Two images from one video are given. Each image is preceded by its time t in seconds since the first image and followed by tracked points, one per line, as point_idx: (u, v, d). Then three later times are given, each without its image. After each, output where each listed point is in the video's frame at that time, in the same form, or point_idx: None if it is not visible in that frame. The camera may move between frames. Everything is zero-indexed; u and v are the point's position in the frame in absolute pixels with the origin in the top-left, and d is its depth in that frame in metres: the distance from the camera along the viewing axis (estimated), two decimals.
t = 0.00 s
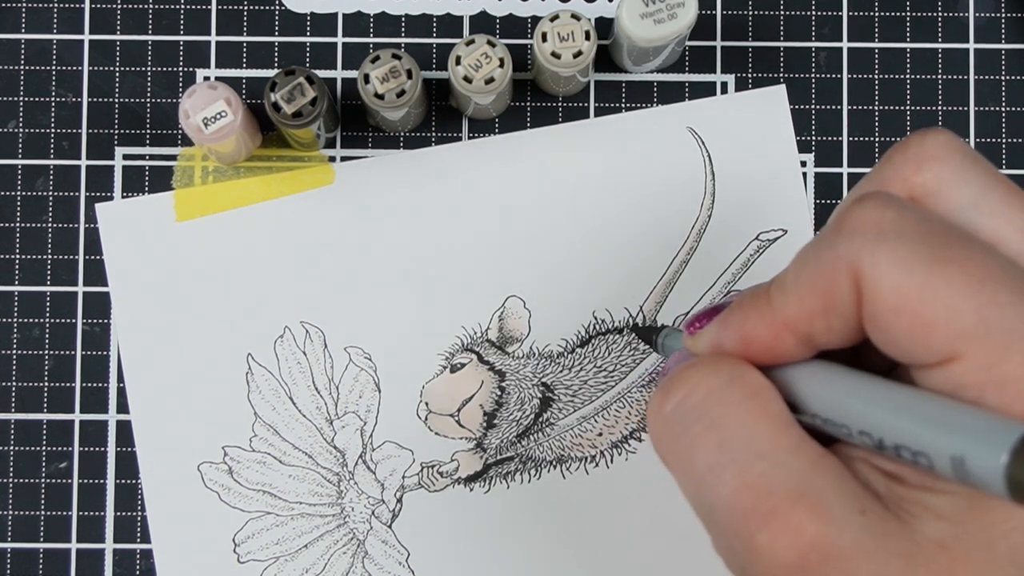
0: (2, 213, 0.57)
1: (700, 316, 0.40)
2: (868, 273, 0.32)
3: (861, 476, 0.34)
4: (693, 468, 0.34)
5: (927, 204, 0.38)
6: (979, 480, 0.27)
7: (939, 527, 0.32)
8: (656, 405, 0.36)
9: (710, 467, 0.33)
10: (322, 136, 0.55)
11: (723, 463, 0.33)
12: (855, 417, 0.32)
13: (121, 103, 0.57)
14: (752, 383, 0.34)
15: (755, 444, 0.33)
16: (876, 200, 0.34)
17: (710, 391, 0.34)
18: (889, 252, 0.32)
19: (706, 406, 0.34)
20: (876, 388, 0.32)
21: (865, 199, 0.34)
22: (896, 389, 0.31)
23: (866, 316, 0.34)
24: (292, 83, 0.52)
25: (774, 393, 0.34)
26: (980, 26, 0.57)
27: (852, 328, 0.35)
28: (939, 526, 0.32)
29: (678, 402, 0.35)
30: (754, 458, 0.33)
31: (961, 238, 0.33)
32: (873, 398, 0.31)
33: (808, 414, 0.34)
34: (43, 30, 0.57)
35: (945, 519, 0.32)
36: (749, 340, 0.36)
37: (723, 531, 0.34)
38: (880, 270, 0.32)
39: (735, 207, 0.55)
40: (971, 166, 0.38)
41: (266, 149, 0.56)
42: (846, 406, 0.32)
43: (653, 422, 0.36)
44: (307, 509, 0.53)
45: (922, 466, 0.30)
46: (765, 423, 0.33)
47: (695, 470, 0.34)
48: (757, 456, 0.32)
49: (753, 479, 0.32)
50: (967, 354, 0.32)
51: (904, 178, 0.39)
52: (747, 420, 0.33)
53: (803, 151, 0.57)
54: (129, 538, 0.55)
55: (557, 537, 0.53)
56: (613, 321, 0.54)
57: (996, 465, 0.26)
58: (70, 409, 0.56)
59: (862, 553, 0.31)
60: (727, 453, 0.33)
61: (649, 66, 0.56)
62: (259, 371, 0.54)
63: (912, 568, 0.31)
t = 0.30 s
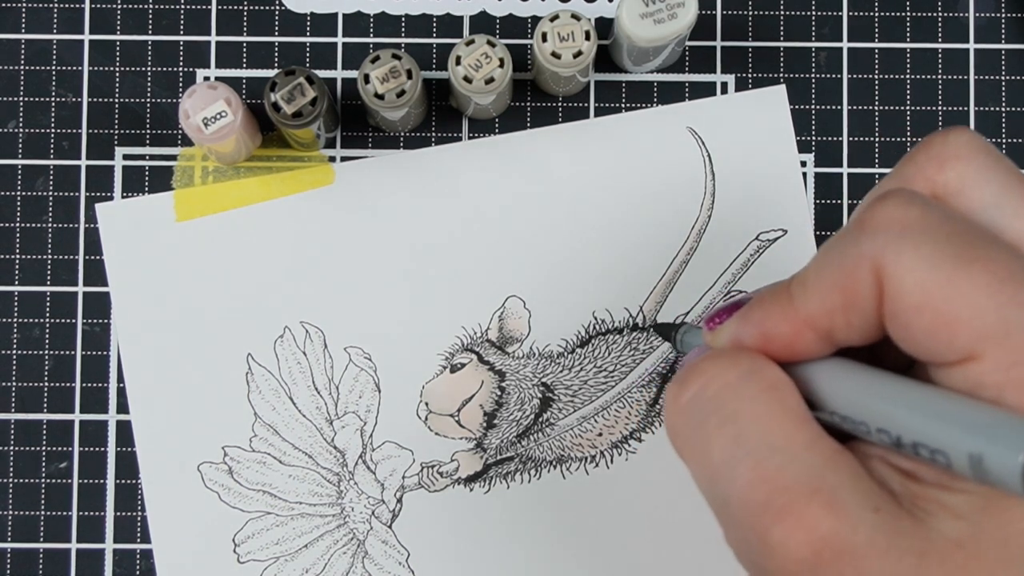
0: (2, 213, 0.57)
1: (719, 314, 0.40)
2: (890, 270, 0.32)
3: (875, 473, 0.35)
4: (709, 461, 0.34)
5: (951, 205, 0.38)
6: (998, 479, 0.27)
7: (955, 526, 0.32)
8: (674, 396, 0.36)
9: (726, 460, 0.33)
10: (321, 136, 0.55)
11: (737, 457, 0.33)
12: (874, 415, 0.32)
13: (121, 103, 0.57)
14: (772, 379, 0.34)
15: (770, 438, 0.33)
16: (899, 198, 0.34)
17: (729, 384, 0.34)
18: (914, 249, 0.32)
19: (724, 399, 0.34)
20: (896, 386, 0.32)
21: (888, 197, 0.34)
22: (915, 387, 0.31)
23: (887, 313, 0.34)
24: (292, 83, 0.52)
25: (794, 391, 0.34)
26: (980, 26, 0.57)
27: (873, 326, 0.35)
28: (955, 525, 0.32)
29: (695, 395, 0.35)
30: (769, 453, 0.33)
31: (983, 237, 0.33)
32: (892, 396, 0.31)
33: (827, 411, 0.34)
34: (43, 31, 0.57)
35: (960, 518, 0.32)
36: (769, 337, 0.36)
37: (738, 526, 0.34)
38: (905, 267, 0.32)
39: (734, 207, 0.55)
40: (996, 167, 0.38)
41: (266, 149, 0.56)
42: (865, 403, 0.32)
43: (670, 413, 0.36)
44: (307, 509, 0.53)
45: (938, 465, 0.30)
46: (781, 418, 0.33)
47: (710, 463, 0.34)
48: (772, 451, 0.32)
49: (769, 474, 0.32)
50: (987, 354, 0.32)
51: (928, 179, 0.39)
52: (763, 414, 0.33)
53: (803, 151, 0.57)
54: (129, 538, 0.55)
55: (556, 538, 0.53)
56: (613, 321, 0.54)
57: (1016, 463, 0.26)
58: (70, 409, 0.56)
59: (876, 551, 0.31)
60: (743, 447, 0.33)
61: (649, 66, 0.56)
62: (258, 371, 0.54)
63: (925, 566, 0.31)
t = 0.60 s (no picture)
0: (2, 213, 0.57)
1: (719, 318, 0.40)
2: (888, 273, 0.32)
3: (875, 475, 0.35)
4: (707, 462, 0.34)
5: (947, 205, 0.38)
6: (996, 482, 0.27)
7: (954, 528, 0.32)
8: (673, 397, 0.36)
9: (725, 462, 0.33)
10: (322, 136, 0.55)
11: (737, 458, 0.33)
12: (874, 418, 0.32)
13: (121, 103, 0.57)
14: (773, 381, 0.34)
15: (769, 439, 0.33)
16: (897, 200, 0.34)
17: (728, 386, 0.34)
18: (911, 252, 0.32)
19: (723, 401, 0.34)
20: (895, 389, 0.32)
21: (886, 198, 0.34)
22: (913, 390, 0.31)
23: (885, 315, 0.34)
24: (292, 82, 0.52)
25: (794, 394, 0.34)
26: (980, 26, 0.57)
27: (872, 327, 0.35)
28: (954, 526, 0.32)
29: (694, 397, 0.35)
30: (769, 454, 0.33)
31: (980, 238, 0.33)
32: (892, 398, 0.31)
33: (827, 414, 0.34)
34: (43, 30, 0.57)
35: (959, 519, 0.32)
36: (768, 339, 0.36)
37: (737, 526, 0.34)
38: (901, 270, 0.32)
39: (734, 207, 0.55)
40: (992, 167, 0.38)
41: (266, 149, 0.56)
42: (864, 406, 0.32)
43: (669, 414, 0.36)
44: (307, 509, 0.53)
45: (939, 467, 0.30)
46: (780, 419, 0.33)
47: (709, 464, 0.34)
48: (771, 452, 0.33)
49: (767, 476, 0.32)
50: (986, 355, 0.32)
51: (925, 179, 0.39)
52: (762, 416, 0.33)
53: (803, 151, 0.57)
54: (129, 538, 0.55)
55: (557, 537, 0.53)
56: (613, 321, 0.54)
57: (1015, 465, 0.26)
58: (70, 409, 0.56)
59: (875, 553, 0.31)
60: (741, 449, 0.33)
61: (649, 66, 0.56)
62: (259, 371, 0.54)
63: (922, 566, 0.31)
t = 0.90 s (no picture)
0: (2, 213, 0.57)
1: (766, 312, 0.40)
2: (954, 271, 0.33)
3: (926, 478, 0.34)
4: (757, 461, 0.34)
5: (1005, 205, 0.38)
6: None
7: (1008, 533, 0.32)
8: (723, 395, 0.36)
9: (777, 461, 0.33)
10: (322, 136, 0.55)
11: (787, 457, 0.33)
12: (926, 419, 0.32)
13: (121, 103, 0.57)
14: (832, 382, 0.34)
15: (820, 438, 0.33)
16: (961, 197, 0.34)
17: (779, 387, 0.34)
18: (975, 249, 0.32)
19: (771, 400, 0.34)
20: (948, 390, 0.32)
21: (949, 196, 0.34)
22: (968, 391, 0.32)
23: (944, 313, 0.34)
24: (292, 83, 0.52)
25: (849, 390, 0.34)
26: (980, 26, 0.57)
27: (928, 326, 0.35)
28: (1007, 531, 0.32)
29: (744, 392, 0.35)
30: (820, 453, 0.33)
31: None
32: (949, 400, 0.32)
33: (876, 415, 0.34)
34: (43, 30, 0.57)
35: (1011, 523, 0.32)
36: (820, 335, 0.35)
37: (786, 530, 0.34)
38: (967, 267, 0.32)
39: (735, 207, 0.55)
40: None
41: (266, 149, 0.56)
42: (915, 405, 0.33)
43: (717, 407, 0.36)
44: (307, 509, 0.53)
45: (1001, 469, 0.31)
46: (830, 416, 0.33)
47: (759, 461, 0.34)
48: (821, 451, 0.33)
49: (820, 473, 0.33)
50: None
51: (983, 178, 0.39)
52: (812, 413, 0.33)
53: (803, 151, 0.57)
54: (129, 538, 0.55)
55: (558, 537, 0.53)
56: (613, 321, 0.54)
57: None
58: (70, 409, 0.56)
59: (926, 558, 0.31)
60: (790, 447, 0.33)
61: (649, 66, 0.56)
62: (258, 370, 0.54)
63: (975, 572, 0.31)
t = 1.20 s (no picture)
0: (2, 213, 0.57)
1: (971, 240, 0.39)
2: None
3: None
4: (935, 471, 0.38)
5: None
6: None
7: None
8: (909, 347, 0.40)
9: (963, 481, 0.37)
10: (322, 136, 0.55)
11: (973, 476, 0.37)
12: None
13: (121, 103, 0.57)
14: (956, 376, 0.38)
15: None
16: None
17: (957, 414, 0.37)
18: None
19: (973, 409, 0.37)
20: None
21: None
22: None
23: None
24: (292, 82, 0.52)
25: None
26: (980, 26, 0.57)
27: None
28: None
29: (948, 397, 0.37)
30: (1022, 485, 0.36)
31: None
32: None
33: None
34: (43, 30, 0.57)
35: None
36: None
37: (960, 539, 0.38)
38: None
39: (734, 207, 0.55)
40: None
41: (266, 148, 0.56)
42: None
43: (915, 403, 0.39)
44: (307, 509, 0.53)
45: None
46: None
47: (941, 466, 0.38)
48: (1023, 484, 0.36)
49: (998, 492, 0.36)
50: None
51: None
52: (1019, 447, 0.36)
53: (803, 152, 0.57)
54: (129, 538, 0.55)
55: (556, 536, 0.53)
56: (613, 321, 0.54)
57: None
58: (69, 409, 0.56)
59: None
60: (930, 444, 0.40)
61: (649, 66, 0.56)
62: (258, 370, 0.54)
63: None
